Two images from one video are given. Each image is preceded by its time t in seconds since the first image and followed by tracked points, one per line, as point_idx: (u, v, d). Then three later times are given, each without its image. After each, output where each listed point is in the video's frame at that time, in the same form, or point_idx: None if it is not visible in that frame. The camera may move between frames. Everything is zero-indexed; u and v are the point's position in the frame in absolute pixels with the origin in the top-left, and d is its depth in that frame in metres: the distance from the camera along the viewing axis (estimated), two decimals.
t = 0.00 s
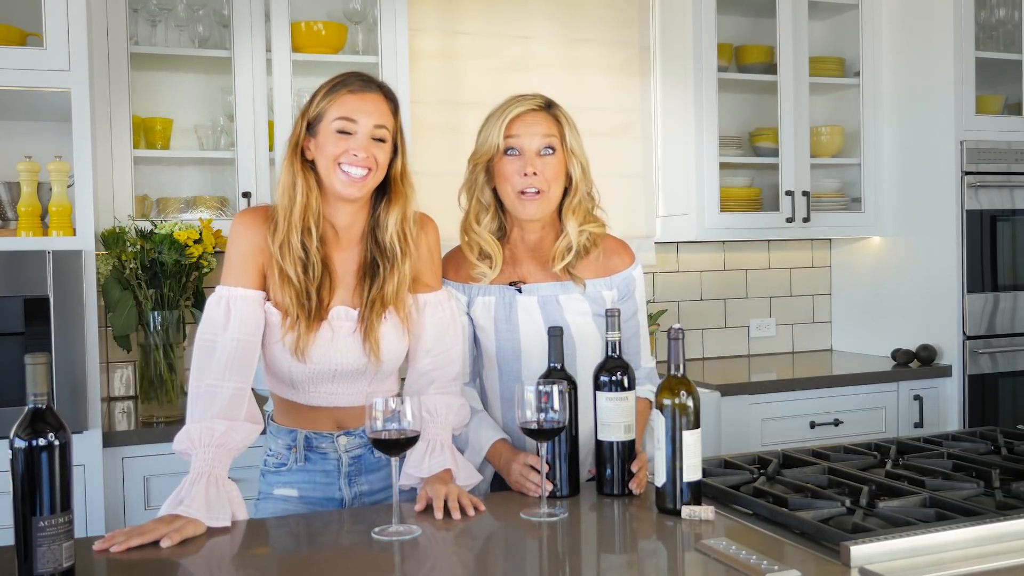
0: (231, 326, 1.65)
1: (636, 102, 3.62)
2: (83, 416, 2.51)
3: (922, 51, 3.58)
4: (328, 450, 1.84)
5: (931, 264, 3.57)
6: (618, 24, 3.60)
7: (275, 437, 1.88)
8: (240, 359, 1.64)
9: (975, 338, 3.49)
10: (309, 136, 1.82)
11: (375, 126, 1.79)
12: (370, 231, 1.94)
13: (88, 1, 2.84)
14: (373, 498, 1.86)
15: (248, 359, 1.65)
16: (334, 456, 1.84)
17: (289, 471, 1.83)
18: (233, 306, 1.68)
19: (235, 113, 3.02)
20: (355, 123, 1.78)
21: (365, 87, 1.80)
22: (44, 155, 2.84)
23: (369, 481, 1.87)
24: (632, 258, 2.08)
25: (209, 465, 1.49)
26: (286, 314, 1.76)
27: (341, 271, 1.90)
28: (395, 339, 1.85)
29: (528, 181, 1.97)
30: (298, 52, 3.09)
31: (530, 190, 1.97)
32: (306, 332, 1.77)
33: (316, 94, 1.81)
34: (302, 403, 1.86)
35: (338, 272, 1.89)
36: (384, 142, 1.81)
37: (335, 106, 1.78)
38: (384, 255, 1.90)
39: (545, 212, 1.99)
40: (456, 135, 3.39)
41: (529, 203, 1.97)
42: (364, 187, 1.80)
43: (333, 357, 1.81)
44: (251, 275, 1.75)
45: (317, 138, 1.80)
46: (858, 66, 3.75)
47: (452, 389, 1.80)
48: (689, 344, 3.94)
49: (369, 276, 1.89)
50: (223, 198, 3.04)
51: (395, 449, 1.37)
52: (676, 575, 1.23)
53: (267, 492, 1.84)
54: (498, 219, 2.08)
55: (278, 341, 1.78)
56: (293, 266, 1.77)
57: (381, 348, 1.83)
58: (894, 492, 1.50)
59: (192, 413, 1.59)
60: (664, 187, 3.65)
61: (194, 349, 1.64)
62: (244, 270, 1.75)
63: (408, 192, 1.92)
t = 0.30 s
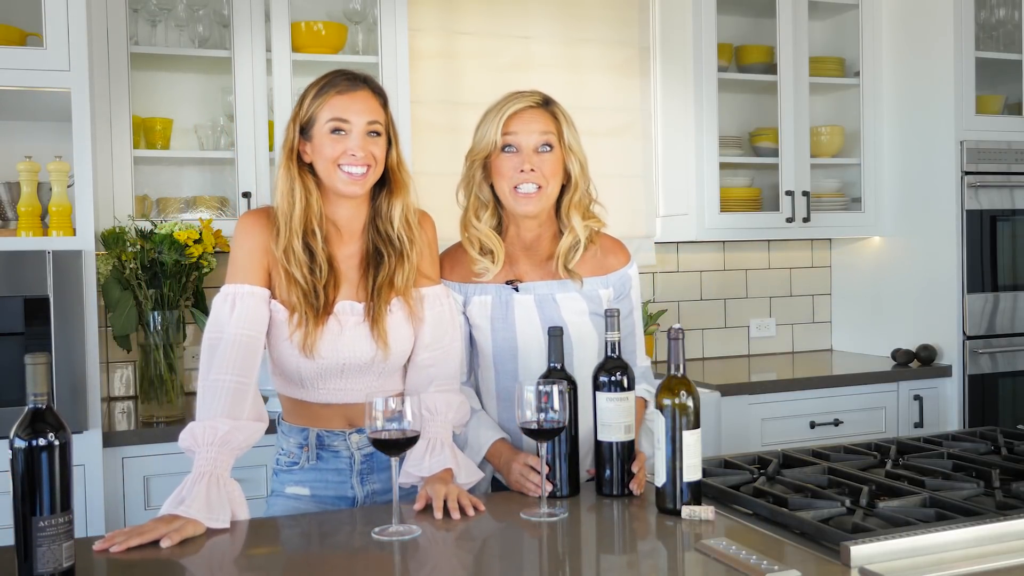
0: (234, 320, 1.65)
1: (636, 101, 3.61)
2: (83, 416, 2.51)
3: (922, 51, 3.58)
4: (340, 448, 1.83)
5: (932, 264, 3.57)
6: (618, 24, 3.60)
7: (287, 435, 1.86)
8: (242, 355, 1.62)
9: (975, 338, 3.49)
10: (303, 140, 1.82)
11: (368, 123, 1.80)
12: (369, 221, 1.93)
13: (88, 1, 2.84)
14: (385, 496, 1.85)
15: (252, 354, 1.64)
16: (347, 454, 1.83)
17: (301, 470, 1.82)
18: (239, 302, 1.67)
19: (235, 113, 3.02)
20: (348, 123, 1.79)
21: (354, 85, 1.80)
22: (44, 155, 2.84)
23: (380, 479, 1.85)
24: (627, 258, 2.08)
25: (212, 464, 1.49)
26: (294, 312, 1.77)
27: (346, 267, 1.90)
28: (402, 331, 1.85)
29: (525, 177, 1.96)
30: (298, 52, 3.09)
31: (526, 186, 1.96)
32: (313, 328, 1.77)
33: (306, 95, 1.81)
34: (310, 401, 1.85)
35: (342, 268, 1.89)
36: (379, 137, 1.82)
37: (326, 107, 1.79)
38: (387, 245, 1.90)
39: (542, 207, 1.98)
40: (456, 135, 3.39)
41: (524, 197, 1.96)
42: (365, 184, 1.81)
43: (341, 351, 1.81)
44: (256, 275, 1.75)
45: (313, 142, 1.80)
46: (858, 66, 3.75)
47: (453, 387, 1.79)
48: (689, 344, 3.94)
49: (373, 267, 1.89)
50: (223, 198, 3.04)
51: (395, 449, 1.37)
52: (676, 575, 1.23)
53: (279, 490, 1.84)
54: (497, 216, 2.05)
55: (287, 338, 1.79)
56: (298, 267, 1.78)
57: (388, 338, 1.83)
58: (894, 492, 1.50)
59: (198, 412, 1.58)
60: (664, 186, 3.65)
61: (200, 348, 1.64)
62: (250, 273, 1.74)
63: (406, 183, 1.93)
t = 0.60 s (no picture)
0: (234, 317, 1.64)
1: (636, 102, 3.60)
2: (83, 416, 2.51)
3: (922, 51, 3.58)
4: (343, 454, 1.82)
5: (932, 264, 3.57)
6: (618, 24, 3.60)
7: (288, 443, 1.85)
8: (243, 352, 1.62)
9: (975, 338, 3.49)
10: (306, 138, 1.83)
11: (373, 115, 1.80)
12: (368, 220, 1.94)
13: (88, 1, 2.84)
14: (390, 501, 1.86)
15: (251, 351, 1.64)
16: (350, 459, 1.83)
17: (304, 478, 1.81)
18: (239, 299, 1.67)
19: (235, 113, 3.02)
20: (353, 115, 1.79)
21: (355, 81, 1.82)
22: (44, 155, 2.84)
23: (384, 483, 1.86)
24: (621, 253, 2.09)
25: (214, 464, 1.48)
26: (292, 311, 1.76)
27: (344, 265, 1.89)
28: (401, 330, 1.84)
29: (521, 167, 1.95)
30: (298, 52, 3.09)
31: (522, 177, 1.96)
32: (311, 326, 1.76)
33: (309, 94, 1.82)
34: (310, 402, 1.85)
35: (340, 267, 1.88)
36: (383, 131, 1.82)
37: (330, 102, 1.79)
38: (385, 244, 1.90)
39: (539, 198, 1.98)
40: (456, 135, 3.39)
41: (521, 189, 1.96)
42: (371, 175, 1.81)
43: (339, 350, 1.80)
44: (254, 274, 1.74)
45: (316, 137, 1.81)
46: (858, 66, 3.75)
47: (451, 387, 1.79)
48: (689, 344, 3.94)
49: (372, 266, 1.89)
50: (224, 198, 3.04)
51: (395, 449, 1.37)
52: (676, 575, 1.23)
53: (283, 499, 1.83)
54: (492, 206, 2.08)
55: (284, 338, 1.78)
56: (296, 266, 1.77)
57: (387, 335, 1.82)
58: (894, 492, 1.50)
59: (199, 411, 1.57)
60: (664, 186, 3.65)
61: (200, 345, 1.64)
62: (248, 272, 1.73)
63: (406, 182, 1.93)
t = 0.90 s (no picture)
0: (242, 317, 1.64)
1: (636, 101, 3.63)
2: (83, 416, 2.51)
3: (922, 51, 3.58)
4: (355, 450, 1.82)
5: (932, 265, 3.56)
6: (618, 24, 3.59)
7: (298, 441, 1.84)
8: (249, 353, 1.62)
9: (975, 338, 3.49)
10: (306, 142, 1.82)
11: (368, 116, 1.80)
12: (373, 218, 1.93)
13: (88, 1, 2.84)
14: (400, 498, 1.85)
15: (259, 352, 1.63)
16: (362, 456, 1.82)
17: (316, 475, 1.80)
18: (247, 299, 1.66)
19: (235, 113, 3.02)
20: (348, 118, 1.79)
21: (346, 80, 1.81)
22: (44, 155, 2.84)
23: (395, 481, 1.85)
24: (614, 244, 2.11)
25: (216, 464, 1.48)
26: (307, 306, 1.77)
27: (354, 262, 1.88)
28: (413, 327, 1.84)
29: (511, 149, 2.00)
30: (298, 52, 3.09)
31: (513, 157, 2.00)
32: (327, 322, 1.77)
33: (304, 96, 1.82)
34: (322, 401, 1.83)
35: (350, 264, 1.88)
36: (380, 130, 1.82)
37: (325, 105, 1.79)
38: (392, 237, 1.90)
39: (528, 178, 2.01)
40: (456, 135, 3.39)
41: (512, 169, 2.00)
42: (372, 178, 1.81)
43: (353, 347, 1.79)
44: (264, 274, 1.74)
45: (316, 142, 1.81)
46: (858, 66, 3.75)
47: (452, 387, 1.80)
48: (689, 344, 3.94)
49: (382, 261, 1.89)
50: (223, 198, 3.04)
51: (395, 449, 1.37)
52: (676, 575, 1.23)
53: (292, 498, 1.82)
54: (483, 192, 2.13)
55: (299, 337, 1.77)
56: (308, 265, 1.77)
57: (400, 328, 1.82)
58: (894, 492, 1.50)
59: (206, 412, 1.57)
60: (664, 186, 3.65)
61: (208, 345, 1.63)
62: (257, 273, 1.73)
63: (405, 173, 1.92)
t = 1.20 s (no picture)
0: (238, 319, 1.64)
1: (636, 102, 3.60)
2: (83, 416, 2.51)
3: (922, 51, 3.58)
4: (359, 452, 1.82)
5: (932, 265, 3.56)
6: (618, 24, 3.59)
7: (302, 443, 1.84)
8: (245, 353, 1.62)
9: (975, 338, 3.49)
10: (309, 147, 1.82)
11: (374, 127, 1.80)
12: (370, 221, 1.93)
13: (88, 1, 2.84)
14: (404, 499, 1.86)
15: (253, 353, 1.63)
16: (366, 457, 1.82)
17: (321, 477, 1.81)
18: (242, 302, 1.66)
19: (235, 113, 3.02)
20: (354, 129, 1.79)
21: (356, 89, 1.81)
22: (43, 155, 2.84)
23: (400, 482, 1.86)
24: (607, 241, 2.12)
25: (215, 464, 1.48)
26: (299, 307, 1.76)
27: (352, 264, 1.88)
28: (410, 326, 1.84)
29: (497, 154, 2.01)
30: (298, 52, 3.09)
31: (498, 162, 2.02)
32: (320, 323, 1.77)
33: (310, 100, 1.81)
34: (319, 401, 1.83)
35: (346, 264, 1.87)
36: (384, 139, 1.83)
37: (332, 114, 1.79)
38: (389, 240, 1.90)
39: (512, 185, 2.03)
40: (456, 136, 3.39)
41: (497, 175, 2.02)
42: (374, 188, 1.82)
43: (351, 346, 1.80)
44: (261, 277, 1.74)
45: (320, 150, 1.80)
46: (858, 66, 3.75)
47: (452, 386, 1.79)
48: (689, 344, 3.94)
49: (377, 262, 1.89)
50: (223, 198, 3.04)
51: (395, 449, 1.37)
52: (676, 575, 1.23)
53: (297, 500, 1.82)
54: (475, 192, 2.13)
55: (294, 337, 1.77)
56: (303, 269, 1.77)
57: (395, 326, 1.82)
58: (894, 492, 1.50)
59: (201, 413, 1.57)
60: (664, 186, 3.65)
61: (205, 346, 1.64)
62: (254, 275, 1.73)
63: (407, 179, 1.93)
